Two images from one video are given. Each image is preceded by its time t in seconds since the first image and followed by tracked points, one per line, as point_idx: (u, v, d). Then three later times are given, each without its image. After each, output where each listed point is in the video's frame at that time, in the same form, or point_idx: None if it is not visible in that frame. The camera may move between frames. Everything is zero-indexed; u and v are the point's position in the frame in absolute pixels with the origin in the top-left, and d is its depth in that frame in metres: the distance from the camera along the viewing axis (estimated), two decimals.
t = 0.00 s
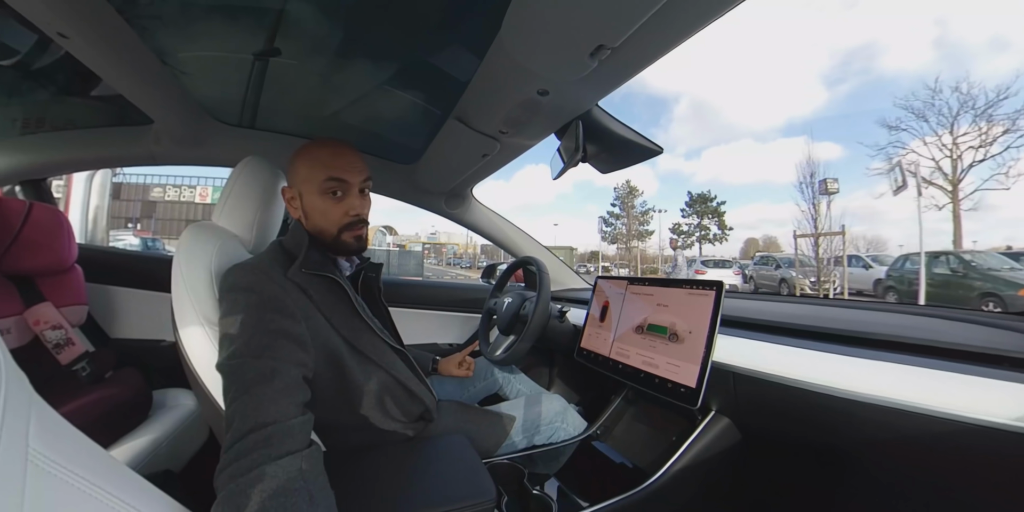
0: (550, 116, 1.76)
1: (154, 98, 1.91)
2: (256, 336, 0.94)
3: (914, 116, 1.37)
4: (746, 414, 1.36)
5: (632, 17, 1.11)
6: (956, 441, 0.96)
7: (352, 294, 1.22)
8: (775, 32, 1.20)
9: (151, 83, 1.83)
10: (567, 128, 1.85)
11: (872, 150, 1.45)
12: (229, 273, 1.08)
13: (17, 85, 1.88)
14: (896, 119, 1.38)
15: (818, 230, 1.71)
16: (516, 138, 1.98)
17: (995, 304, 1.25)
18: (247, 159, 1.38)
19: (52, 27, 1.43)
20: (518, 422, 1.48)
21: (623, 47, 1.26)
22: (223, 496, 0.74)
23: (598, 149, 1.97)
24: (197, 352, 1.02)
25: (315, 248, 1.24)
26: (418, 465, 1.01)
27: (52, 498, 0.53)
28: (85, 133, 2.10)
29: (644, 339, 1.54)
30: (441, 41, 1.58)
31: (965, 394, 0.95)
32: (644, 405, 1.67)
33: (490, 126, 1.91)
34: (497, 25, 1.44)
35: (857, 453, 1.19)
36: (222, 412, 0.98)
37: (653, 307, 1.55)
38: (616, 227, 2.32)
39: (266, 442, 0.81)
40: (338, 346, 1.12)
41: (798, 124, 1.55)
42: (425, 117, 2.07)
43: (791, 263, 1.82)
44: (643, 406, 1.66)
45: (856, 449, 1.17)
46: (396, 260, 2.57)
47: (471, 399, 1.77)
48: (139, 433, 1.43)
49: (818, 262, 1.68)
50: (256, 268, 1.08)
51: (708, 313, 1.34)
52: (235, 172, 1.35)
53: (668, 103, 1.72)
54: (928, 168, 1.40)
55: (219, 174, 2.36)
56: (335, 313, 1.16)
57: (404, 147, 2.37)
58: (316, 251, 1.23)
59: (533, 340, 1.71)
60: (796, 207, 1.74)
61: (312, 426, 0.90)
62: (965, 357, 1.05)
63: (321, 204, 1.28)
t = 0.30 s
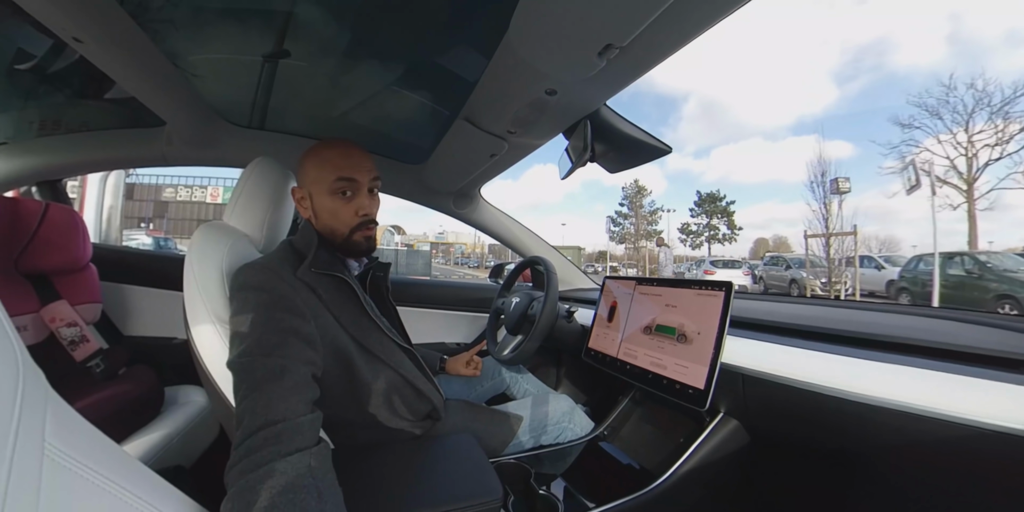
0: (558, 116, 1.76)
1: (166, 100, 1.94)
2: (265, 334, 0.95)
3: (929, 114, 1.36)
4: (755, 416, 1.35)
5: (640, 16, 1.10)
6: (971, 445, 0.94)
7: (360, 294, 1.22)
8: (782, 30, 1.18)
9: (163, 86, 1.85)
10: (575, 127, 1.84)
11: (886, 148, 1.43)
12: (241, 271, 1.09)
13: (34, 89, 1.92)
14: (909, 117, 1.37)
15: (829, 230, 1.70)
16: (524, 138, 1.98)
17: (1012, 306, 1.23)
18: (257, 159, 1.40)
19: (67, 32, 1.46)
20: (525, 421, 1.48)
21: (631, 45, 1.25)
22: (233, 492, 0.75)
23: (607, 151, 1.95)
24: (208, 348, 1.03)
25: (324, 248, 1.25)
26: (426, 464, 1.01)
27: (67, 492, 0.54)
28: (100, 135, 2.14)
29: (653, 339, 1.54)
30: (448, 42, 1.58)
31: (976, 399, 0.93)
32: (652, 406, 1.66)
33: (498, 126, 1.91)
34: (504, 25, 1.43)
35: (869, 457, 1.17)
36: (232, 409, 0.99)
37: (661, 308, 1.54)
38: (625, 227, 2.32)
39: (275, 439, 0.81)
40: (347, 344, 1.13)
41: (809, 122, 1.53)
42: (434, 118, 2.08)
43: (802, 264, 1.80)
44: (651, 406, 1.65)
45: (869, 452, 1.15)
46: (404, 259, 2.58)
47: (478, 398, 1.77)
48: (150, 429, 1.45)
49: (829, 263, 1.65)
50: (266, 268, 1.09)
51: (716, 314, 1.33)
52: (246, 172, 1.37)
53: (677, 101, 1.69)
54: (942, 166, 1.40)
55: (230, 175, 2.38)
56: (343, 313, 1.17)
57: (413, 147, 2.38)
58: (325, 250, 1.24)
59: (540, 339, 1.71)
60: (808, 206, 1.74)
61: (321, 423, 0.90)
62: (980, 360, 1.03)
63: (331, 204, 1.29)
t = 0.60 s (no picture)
0: (566, 117, 1.76)
1: (177, 103, 1.96)
2: (273, 334, 0.96)
3: (942, 110, 1.34)
4: (765, 417, 1.33)
5: (648, 13, 1.09)
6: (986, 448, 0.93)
7: (367, 294, 1.23)
8: (791, 21, 1.16)
9: (173, 89, 1.88)
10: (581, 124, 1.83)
11: (897, 146, 1.42)
12: (251, 271, 1.10)
13: (49, 93, 1.95)
14: (921, 114, 1.34)
15: (840, 229, 1.67)
16: (532, 138, 1.98)
17: None
18: (266, 160, 1.41)
19: (80, 37, 1.48)
20: (531, 421, 1.48)
21: (639, 42, 1.23)
22: (241, 490, 0.75)
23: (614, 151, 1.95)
24: (218, 347, 1.04)
25: (332, 248, 1.25)
26: (432, 464, 1.01)
27: (79, 489, 0.55)
28: (113, 137, 2.17)
29: (660, 340, 1.53)
30: (454, 42, 1.58)
31: (990, 402, 0.91)
32: (660, 406, 1.65)
33: (505, 126, 1.91)
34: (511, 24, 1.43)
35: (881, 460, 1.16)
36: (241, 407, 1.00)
37: (669, 308, 1.53)
38: (633, 226, 2.35)
39: (283, 437, 0.82)
40: (354, 343, 1.14)
41: (819, 119, 1.52)
42: (441, 118, 2.09)
43: (812, 263, 1.77)
44: (658, 407, 1.66)
45: (881, 455, 1.14)
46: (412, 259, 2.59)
47: (485, 398, 1.78)
48: (160, 427, 1.47)
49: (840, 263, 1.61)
50: (274, 268, 1.10)
51: (725, 314, 1.32)
52: (255, 173, 1.38)
53: (684, 99, 1.66)
54: (956, 162, 1.37)
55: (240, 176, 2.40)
56: (351, 312, 1.18)
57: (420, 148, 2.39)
58: (333, 251, 1.25)
59: (547, 339, 1.70)
60: (816, 205, 1.70)
61: (328, 422, 0.91)
62: (996, 362, 1.01)
63: (338, 205, 1.30)
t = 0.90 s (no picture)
0: (573, 118, 1.76)
1: (187, 105, 1.98)
2: (282, 334, 0.97)
3: (956, 108, 1.30)
4: (774, 420, 1.32)
5: (655, 13, 1.09)
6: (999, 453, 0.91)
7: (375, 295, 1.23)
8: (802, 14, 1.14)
9: (184, 92, 1.90)
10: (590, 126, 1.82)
11: (910, 144, 1.38)
12: (261, 271, 1.11)
13: (63, 96, 1.99)
14: (934, 111, 1.32)
15: (850, 229, 1.66)
16: (539, 139, 1.97)
17: None
18: (276, 162, 1.42)
19: (93, 42, 1.51)
20: (538, 422, 1.48)
21: (647, 42, 1.23)
22: (249, 488, 0.76)
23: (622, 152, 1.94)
24: (228, 346, 1.05)
25: (340, 248, 1.26)
26: (439, 464, 1.01)
27: (93, 486, 0.56)
28: (125, 140, 2.20)
29: (668, 342, 1.52)
30: (461, 43, 1.59)
31: (1002, 406, 0.90)
32: (668, 408, 1.64)
33: (512, 127, 1.91)
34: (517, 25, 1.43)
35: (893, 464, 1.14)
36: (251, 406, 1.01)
37: (677, 309, 1.52)
38: (640, 227, 2.24)
39: (291, 436, 0.83)
40: (363, 344, 1.15)
41: (829, 119, 1.50)
42: (448, 119, 2.09)
43: (822, 264, 1.76)
44: (666, 410, 1.64)
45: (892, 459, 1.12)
46: (419, 259, 2.56)
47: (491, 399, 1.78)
48: (170, 425, 1.49)
49: (851, 263, 1.62)
50: (284, 268, 1.11)
51: (734, 316, 1.31)
52: (265, 174, 1.39)
53: (692, 98, 1.64)
54: (970, 161, 1.34)
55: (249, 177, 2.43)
56: (359, 312, 1.18)
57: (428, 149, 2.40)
58: (342, 251, 1.26)
59: (555, 340, 1.70)
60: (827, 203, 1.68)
61: (336, 422, 0.92)
62: (1011, 365, 1.00)
63: (352, 203, 1.30)
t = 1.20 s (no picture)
0: (582, 122, 1.75)
1: (197, 110, 2.00)
2: (289, 339, 0.97)
3: (970, 106, 1.29)
4: (782, 427, 1.31)
5: (663, 17, 1.08)
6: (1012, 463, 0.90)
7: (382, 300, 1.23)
8: (809, 16, 1.13)
9: (192, 96, 1.91)
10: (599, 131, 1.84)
11: (921, 144, 1.38)
12: (269, 276, 1.12)
13: (76, 100, 2.02)
14: (946, 110, 1.31)
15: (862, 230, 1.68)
16: (546, 142, 1.97)
17: None
18: (284, 166, 1.42)
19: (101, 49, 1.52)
20: (543, 426, 1.48)
21: (656, 47, 1.22)
22: (256, 492, 0.77)
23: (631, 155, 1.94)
24: (237, 351, 1.06)
25: (348, 253, 1.27)
26: (445, 469, 1.01)
27: (106, 493, 0.57)
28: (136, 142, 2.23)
29: (676, 348, 1.51)
30: (468, 45, 1.58)
31: (1011, 418, 0.88)
32: (675, 414, 1.62)
33: (519, 130, 1.90)
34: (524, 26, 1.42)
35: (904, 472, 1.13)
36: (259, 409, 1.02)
37: (685, 315, 1.51)
38: (648, 226, 2.25)
39: (298, 442, 0.83)
40: (369, 348, 1.15)
41: (840, 119, 1.47)
42: (455, 121, 2.09)
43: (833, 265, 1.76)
44: (673, 416, 1.62)
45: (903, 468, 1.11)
46: (427, 258, 2.56)
47: (498, 401, 1.78)
48: (179, 425, 1.50)
49: (862, 265, 1.66)
50: (292, 273, 1.12)
51: (744, 324, 1.30)
52: (272, 178, 1.40)
53: (700, 97, 1.61)
54: (986, 161, 1.30)
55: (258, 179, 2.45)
56: (365, 316, 1.19)
57: (435, 151, 2.40)
58: (350, 255, 1.26)
59: (562, 344, 1.69)
60: (837, 204, 1.71)
61: (343, 427, 0.92)
62: None
63: (376, 197, 1.33)
